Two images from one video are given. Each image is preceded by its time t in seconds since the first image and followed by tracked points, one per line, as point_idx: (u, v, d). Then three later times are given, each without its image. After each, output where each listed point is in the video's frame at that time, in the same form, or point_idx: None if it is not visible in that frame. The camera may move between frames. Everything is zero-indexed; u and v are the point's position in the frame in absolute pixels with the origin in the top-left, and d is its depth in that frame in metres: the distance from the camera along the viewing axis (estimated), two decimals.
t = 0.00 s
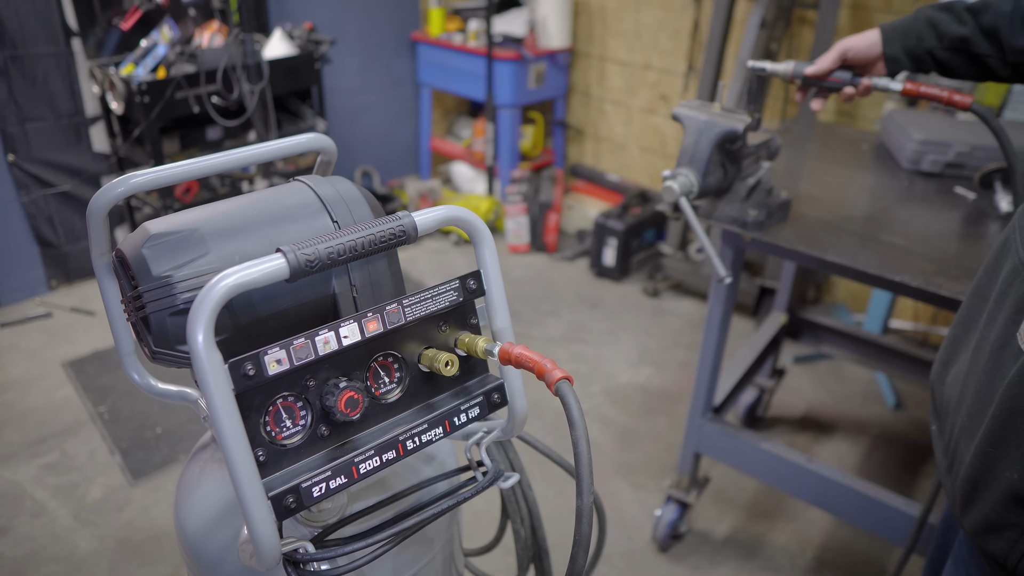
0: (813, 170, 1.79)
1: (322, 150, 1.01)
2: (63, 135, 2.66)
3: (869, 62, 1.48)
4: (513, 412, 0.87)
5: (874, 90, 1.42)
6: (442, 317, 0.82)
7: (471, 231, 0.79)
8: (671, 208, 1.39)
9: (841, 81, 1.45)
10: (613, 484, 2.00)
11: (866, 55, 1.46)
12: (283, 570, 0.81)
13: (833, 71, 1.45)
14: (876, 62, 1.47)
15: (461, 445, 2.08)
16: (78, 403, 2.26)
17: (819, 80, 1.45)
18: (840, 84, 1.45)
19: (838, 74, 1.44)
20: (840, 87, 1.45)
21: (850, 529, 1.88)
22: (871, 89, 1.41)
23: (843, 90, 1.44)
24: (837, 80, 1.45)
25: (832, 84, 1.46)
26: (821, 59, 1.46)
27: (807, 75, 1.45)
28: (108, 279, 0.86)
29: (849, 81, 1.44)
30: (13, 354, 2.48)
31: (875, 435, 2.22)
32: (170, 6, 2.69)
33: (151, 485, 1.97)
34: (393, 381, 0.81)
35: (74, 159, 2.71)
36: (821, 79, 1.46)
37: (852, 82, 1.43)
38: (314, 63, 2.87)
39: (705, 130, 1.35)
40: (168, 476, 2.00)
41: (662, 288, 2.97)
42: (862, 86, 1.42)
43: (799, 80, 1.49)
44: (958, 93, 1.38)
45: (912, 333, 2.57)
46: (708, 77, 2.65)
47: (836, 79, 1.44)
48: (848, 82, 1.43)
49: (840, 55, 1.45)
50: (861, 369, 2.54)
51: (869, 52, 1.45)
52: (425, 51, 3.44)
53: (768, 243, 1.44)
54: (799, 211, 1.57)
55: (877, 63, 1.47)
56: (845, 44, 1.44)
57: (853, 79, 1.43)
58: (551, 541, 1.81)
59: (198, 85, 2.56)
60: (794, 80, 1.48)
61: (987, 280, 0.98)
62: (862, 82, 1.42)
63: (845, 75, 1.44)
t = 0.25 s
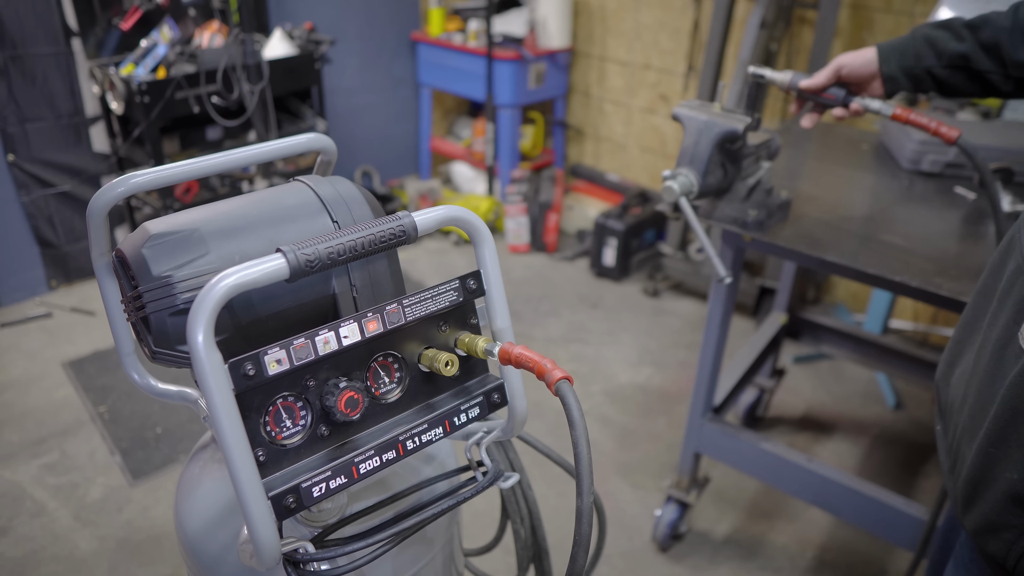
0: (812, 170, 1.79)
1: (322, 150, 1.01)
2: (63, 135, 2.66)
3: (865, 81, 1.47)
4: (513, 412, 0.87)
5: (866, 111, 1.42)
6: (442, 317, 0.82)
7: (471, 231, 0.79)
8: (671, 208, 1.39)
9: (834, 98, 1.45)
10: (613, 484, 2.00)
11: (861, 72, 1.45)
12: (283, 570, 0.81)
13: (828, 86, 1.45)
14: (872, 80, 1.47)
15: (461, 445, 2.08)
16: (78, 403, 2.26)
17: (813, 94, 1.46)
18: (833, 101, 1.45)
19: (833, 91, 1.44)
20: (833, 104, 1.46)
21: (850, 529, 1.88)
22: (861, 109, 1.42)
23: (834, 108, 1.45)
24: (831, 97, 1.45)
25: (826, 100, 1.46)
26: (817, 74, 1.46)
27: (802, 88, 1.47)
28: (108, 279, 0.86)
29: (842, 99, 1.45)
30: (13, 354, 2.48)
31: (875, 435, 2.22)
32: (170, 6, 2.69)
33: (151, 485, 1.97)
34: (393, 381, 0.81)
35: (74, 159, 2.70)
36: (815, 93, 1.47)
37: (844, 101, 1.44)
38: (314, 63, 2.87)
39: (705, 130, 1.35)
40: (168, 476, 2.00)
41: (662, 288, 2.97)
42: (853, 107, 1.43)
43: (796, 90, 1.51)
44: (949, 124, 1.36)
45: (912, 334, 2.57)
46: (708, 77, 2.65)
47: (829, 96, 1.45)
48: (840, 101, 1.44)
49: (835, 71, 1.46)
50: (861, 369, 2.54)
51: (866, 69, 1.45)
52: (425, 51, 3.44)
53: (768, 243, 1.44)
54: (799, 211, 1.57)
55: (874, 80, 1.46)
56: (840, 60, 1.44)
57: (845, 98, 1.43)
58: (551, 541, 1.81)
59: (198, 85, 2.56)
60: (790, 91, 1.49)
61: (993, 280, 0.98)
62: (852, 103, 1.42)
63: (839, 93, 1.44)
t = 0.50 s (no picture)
0: (812, 170, 1.79)
1: (322, 150, 1.01)
2: (63, 135, 2.66)
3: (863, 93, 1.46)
4: (513, 412, 0.87)
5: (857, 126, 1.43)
6: (442, 317, 0.82)
7: (471, 231, 0.79)
8: (671, 209, 1.39)
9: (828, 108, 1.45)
10: (613, 484, 2.00)
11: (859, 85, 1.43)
12: (283, 570, 0.81)
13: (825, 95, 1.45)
14: (870, 93, 1.45)
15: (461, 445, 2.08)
16: (78, 403, 2.26)
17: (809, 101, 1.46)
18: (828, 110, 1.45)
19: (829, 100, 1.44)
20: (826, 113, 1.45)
21: (850, 529, 1.88)
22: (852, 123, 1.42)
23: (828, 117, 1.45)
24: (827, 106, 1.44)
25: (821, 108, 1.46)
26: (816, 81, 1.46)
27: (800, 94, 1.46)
28: (108, 279, 0.86)
29: (835, 110, 1.44)
30: (13, 354, 2.48)
31: (875, 435, 2.22)
32: (170, 6, 2.69)
33: (151, 485, 1.97)
34: (393, 381, 0.81)
35: (74, 159, 2.71)
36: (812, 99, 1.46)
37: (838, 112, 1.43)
38: (314, 64, 2.88)
39: (705, 131, 1.35)
40: (168, 476, 2.00)
41: (662, 288, 2.97)
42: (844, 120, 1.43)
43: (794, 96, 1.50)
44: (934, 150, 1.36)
45: (912, 334, 2.57)
46: (708, 77, 2.65)
47: (823, 105, 1.44)
48: (834, 111, 1.43)
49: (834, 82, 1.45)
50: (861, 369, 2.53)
51: (864, 82, 1.42)
52: (425, 51, 3.44)
53: (768, 243, 1.44)
54: (799, 211, 1.57)
55: (871, 94, 1.45)
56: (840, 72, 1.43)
57: (840, 109, 1.43)
58: (551, 541, 1.81)
59: (198, 85, 2.56)
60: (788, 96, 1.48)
61: (1001, 285, 0.98)
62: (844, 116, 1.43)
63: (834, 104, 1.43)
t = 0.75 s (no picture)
0: (812, 170, 1.79)
1: (322, 150, 1.01)
2: (63, 135, 2.66)
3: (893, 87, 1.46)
4: (513, 412, 0.87)
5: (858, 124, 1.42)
6: (442, 317, 0.82)
7: (471, 231, 0.79)
8: (671, 208, 1.39)
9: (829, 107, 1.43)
10: (613, 484, 2.00)
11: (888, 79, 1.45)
12: (283, 570, 0.81)
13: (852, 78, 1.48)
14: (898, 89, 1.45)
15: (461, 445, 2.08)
16: (78, 403, 2.26)
17: (811, 101, 1.44)
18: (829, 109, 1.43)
19: (831, 100, 1.42)
20: (828, 112, 1.43)
21: (850, 529, 1.88)
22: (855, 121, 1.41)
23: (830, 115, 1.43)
24: (829, 106, 1.42)
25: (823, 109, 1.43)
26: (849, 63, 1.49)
27: (801, 95, 1.44)
28: (108, 279, 0.86)
29: (837, 109, 1.42)
30: (13, 354, 2.48)
31: (875, 435, 2.22)
32: (170, 6, 2.69)
33: (151, 485, 1.97)
34: (393, 381, 0.81)
35: (74, 159, 2.71)
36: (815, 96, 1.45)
37: (839, 111, 1.41)
38: (314, 64, 2.88)
39: (705, 130, 1.35)
40: (168, 476, 2.00)
41: (662, 288, 2.97)
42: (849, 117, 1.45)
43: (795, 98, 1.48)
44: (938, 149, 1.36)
45: (912, 334, 2.57)
46: (708, 77, 2.65)
47: (825, 104, 1.42)
48: (836, 109, 1.41)
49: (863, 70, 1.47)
50: (861, 369, 2.53)
51: (892, 78, 1.44)
52: (425, 51, 3.44)
53: (768, 243, 1.44)
54: (799, 211, 1.57)
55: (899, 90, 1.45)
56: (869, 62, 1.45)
57: (841, 108, 1.41)
58: (551, 541, 1.81)
59: (198, 85, 2.56)
60: (790, 96, 1.47)
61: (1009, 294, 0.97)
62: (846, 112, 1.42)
63: (836, 102, 1.42)
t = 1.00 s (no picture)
0: (812, 170, 1.79)
1: (322, 149, 1.01)
2: (63, 136, 2.66)
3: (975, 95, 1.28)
4: (513, 412, 0.87)
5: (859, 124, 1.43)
6: (442, 317, 0.82)
7: (471, 231, 0.79)
8: (671, 208, 1.39)
9: (829, 106, 1.42)
10: (613, 484, 2.00)
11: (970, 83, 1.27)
12: (283, 570, 0.81)
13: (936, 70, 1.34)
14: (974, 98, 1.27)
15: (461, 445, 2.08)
16: (78, 402, 2.26)
17: (811, 101, 1.44)
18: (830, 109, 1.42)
19: (832, 99, 1.42)
20: (829, 112, 1.43)
21: (850, 529, 1.89)
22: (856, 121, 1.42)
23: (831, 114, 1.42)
24: (830, 106, 1.42)
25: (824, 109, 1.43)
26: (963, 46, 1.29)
27: (802, 95, 1.44)
28: (108, 279, 0.86)
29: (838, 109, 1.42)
30: (13, 354, 2.48)
31: (875, 435, 2.22)
32: (170, 6, 2.69)
33: (151, 485, 1.97)
34: (393, 381, 0.81)
35: (74, 159, 2.71)
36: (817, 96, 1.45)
37: (840, 110, 1.41)
38: (314, 64, 2.88)
39: (705, 130, 1.35)
40: (168, 476, 2.00)
41: (662, 288, 2.97)
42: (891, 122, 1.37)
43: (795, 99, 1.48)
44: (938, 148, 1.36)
45: (912, 334, 2.57)
46: (708, 77, 2.65)
47: (825, 103, 1.42)
48: (836, 109, 1.41)
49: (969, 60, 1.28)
50: (861, 369, 2.53)
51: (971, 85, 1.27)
52: (425, 51, 3.44)
53: (768, 243, 1.44)
54: (799, 211, 1.57)
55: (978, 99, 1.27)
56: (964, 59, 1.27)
57: (842, 107, 1.41)
58: (551, 541, 1.81)
59: (198, 85, 2.56)
60: (790, 96, 1.47)
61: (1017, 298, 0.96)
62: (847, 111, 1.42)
63: (836, 102, 1.42)
